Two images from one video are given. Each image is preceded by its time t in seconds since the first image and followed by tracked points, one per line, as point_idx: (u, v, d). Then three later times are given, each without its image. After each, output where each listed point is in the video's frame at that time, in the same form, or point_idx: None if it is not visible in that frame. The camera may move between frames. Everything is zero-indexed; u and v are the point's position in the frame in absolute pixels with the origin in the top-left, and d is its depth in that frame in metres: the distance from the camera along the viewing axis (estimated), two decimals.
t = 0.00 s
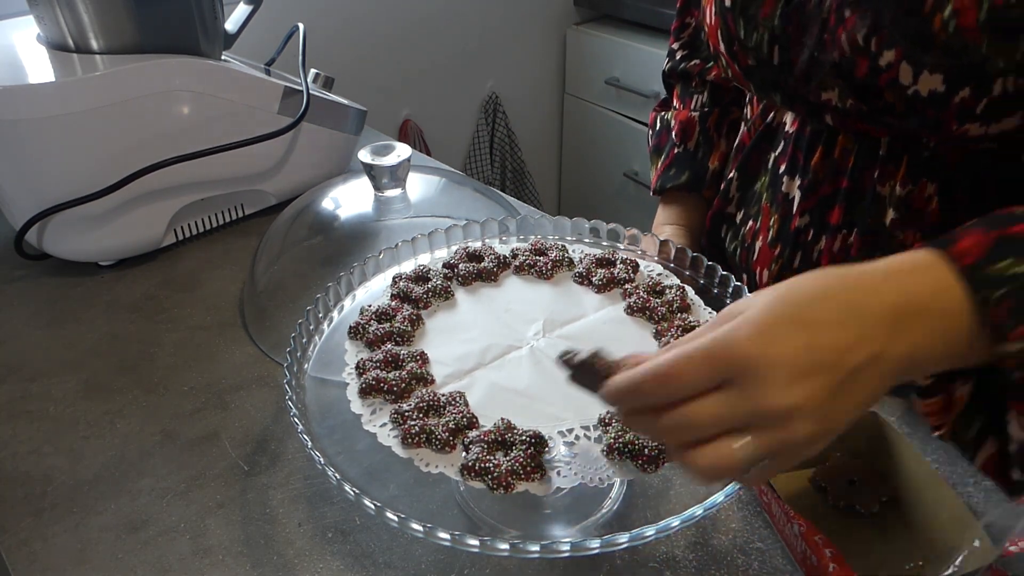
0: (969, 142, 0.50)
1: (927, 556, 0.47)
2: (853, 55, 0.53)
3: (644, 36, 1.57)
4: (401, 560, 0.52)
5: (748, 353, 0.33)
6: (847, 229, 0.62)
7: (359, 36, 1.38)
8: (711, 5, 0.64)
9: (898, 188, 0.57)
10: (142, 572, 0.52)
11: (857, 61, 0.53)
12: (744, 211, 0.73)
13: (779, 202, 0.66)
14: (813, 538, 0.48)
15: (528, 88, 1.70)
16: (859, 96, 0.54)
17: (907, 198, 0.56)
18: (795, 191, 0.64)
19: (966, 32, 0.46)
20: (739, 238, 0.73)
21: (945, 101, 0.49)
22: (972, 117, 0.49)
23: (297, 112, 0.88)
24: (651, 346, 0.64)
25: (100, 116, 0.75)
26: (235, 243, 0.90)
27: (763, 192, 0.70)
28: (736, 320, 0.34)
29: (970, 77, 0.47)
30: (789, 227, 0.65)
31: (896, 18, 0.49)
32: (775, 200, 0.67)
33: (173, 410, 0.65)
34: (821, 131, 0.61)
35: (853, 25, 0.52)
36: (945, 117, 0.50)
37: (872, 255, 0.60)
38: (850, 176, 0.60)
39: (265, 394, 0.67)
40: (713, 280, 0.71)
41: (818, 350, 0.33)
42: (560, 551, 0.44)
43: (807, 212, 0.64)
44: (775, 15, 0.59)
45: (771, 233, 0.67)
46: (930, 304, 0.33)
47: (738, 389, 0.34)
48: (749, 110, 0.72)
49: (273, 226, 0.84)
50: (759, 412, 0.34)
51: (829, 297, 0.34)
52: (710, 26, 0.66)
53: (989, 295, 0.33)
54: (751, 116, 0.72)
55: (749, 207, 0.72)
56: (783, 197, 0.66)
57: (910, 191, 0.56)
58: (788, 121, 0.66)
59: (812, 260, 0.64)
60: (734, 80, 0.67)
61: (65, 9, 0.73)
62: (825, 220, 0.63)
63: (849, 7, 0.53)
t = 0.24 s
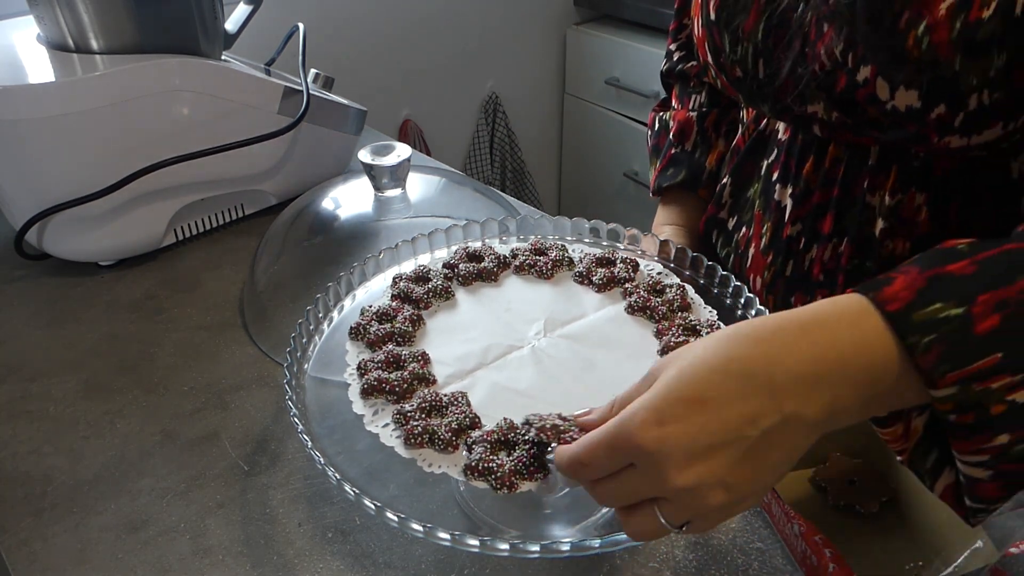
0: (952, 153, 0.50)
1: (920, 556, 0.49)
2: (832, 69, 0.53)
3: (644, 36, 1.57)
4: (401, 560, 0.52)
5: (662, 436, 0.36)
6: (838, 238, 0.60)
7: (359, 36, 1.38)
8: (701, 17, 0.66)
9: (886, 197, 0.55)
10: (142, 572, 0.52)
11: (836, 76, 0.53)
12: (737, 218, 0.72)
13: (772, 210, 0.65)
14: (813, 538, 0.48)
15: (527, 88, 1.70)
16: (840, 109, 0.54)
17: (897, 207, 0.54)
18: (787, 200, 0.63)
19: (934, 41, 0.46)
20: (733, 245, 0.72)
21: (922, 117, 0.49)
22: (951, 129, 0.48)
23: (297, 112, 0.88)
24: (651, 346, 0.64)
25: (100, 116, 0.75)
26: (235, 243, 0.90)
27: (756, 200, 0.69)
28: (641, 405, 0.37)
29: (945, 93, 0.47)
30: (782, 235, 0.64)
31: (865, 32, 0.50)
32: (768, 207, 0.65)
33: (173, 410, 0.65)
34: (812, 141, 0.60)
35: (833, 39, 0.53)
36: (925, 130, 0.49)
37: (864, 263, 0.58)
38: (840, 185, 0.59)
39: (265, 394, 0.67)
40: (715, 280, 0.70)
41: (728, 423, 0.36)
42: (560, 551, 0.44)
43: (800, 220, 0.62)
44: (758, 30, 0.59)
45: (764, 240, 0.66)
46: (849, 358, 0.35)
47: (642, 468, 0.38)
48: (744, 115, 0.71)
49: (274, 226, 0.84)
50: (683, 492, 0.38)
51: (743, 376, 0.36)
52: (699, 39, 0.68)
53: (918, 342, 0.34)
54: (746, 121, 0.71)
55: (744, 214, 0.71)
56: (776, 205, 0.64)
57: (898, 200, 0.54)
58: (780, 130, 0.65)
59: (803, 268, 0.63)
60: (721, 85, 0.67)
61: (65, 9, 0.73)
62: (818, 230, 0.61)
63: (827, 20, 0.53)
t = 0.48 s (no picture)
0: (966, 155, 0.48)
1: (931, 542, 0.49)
2: (845, 71, 0.51)
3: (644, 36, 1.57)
4: (401, 560, 0.52)
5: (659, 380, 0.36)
6: (843, 237, 0.61)
7: (359, 36, 1.38)
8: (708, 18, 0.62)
9: (893, 198, 0.55)
10: (142, 572, 0.52)
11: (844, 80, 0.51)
12: (740, 216, 0.73)
13: (775, 210, 0.66)
14: (813, 538, 0.48)
15: (527, 88, 1.71)
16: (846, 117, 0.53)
17: (904, 207, 0.54)
18: (792, 200, 0.64)
19: (949, 41, 0.44)
20: (737, 244, 0.73)
21: (936, 119, 0.46)
22: (964, 132, 0.46)
23: (297, 112, 0.88)
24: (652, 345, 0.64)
25: (100, 116, 0.75)
26: (235, 243, 0.90)
27: (760, 199, 0.69)
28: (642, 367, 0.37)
29: (958, 95, 0.45)
30: (785, 234, 0.65)
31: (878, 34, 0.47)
32: (771, 207, 0.66)
33: (173, 411, 0.65)
34: (819, 143, 0.61)
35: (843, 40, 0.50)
36: (938, 134, 0.47)
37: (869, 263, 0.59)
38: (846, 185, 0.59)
39: (265, 394, 0.67)
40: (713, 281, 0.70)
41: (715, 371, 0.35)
42: (559, 551, 0.44)
43: (804, 220, 0.63)
44: (770, 32, 0.56)
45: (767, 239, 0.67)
46: (826, 301, 0.35)
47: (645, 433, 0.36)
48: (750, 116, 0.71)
49: (274, 226, 0.84)
50: (670, 439, 0.35)
51: (739, 327, 0.35)
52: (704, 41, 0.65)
53: (883, 293, 0.34)
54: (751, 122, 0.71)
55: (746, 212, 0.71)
56: (780, 204, 0.65)
57: (906, 201, 0.54)
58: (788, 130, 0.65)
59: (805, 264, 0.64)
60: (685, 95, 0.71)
61: (65, 9, 0.73)
62: (821, 230, 0.62)
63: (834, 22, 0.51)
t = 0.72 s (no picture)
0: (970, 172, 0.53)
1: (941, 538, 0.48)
2: (857, 96, 0.52)
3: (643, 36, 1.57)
4: (400, 560, 0.52)
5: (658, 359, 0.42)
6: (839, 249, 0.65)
7: (360, 36, 1.38)
8: (712, 37, 0.60)
9: (896, 210, 0.59)
10: (143, 572, 0.52)
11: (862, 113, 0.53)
12: (733, 226, 0.75)
13: (767, 224, 0.68)
14: (813, 538, 0.48)
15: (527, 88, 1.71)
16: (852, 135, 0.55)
17: (908, 218, 0.59)
18: (786, 215, 0.66)
19: (971, 67, 0.45)
20: (730, 254, 0.76)
21: (956, 141, 0.50)
22: (984, 152, 0.50)
23: (297, 112, 0.88)
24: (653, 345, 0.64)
25: (100, 116, 0.75)
26: (235, 243, 0.90)
27: (752, 211, 0.71)
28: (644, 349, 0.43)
29: (978, 120, 0.48)
30: (781, 250, 0.67)
31: (892, 59, 0.49)
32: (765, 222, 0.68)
33: (173, 411, 0.65)
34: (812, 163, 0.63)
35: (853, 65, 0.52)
36: (957, 156, 0.51)
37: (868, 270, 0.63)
38: (846, 199, 0.62)
39: (265, 394, 0.67)
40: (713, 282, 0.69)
41: (710, 352, 0.41)
42: (559, 551, 0.44)
43: (801, 233, 0.65)
44: (791, 55, 0.55)
45: (761, 254, 0.69)
46: (803, 298, 0.42)
47: (645, 401, 0.41)
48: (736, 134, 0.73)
49: (274, 226, 0.84)
50: (671, 412, 0.40)
51: (727, 316, 0.42)
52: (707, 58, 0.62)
53: (852, 294, 0.40)
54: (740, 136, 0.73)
55: (740, 222, 0.74)
56: (772, 220, 0.67)
57: (909, 212, 0.58)
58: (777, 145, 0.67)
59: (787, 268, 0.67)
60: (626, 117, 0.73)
61: (65, 9, 0.73)
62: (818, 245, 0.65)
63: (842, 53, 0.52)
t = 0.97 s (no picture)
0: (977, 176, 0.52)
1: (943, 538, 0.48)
2: (862, 96, 0.52)
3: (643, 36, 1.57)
4: (401, 560, 0.52)
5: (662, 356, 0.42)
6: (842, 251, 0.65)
7: (360, 35, 1.38)
8: (713, 37, 0.60)
9: (899, 213, 0.59)
10: (143, 573, 0.51)
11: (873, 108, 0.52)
12: (735, 227, 0.75)
13: (770, 227, 0.68)
14: (814, 538, 0.48)
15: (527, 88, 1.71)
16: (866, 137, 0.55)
17: (910, 222, 0.59)
18: (789, 217, 0.66)
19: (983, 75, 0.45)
20: (730, 256, 0.76)
21: (962, 142, 0.50)
22: (989, 154, 0.50)
23: (297, 112, 0.88)
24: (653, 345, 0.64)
25: (100, 116, 0.75)
26: (235, 243, 0.90)
27: (754, 213, 0.72)
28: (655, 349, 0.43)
29: (984, 121, 0.47)
30: (782, 253, 0.67)
31: (898, 59, 0.48)
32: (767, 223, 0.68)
33: (173, 411, 0.65)
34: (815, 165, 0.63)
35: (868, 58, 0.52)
36: (963, 156, 0.51)
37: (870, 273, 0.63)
38: (849, 202, 0.62)
39: (265, 394, 0.67)
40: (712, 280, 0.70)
41: (719, 349, 0.41)
42: (559, 551, 0.44)
43: (803, 237, 0.65)
44: (794, 53, 0.56)
45: (763, 256, 0.69)
46: (817, 295, 0.41)
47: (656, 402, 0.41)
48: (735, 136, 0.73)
49: (274, 226, 0.84)
50: (682, 410, 0.40)
51: (740, 315, 0.41)
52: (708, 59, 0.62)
53: (868, 291, 0.39)
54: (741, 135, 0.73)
55: (742, 223, 0.74)
56: (774, 221, 0.67)
57: (912, 215, 0.58)
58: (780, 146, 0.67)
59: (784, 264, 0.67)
60: (620, 113, 0.74)
61: (65, 9, 0.73)
62: (822, 246, 0.65)
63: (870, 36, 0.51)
